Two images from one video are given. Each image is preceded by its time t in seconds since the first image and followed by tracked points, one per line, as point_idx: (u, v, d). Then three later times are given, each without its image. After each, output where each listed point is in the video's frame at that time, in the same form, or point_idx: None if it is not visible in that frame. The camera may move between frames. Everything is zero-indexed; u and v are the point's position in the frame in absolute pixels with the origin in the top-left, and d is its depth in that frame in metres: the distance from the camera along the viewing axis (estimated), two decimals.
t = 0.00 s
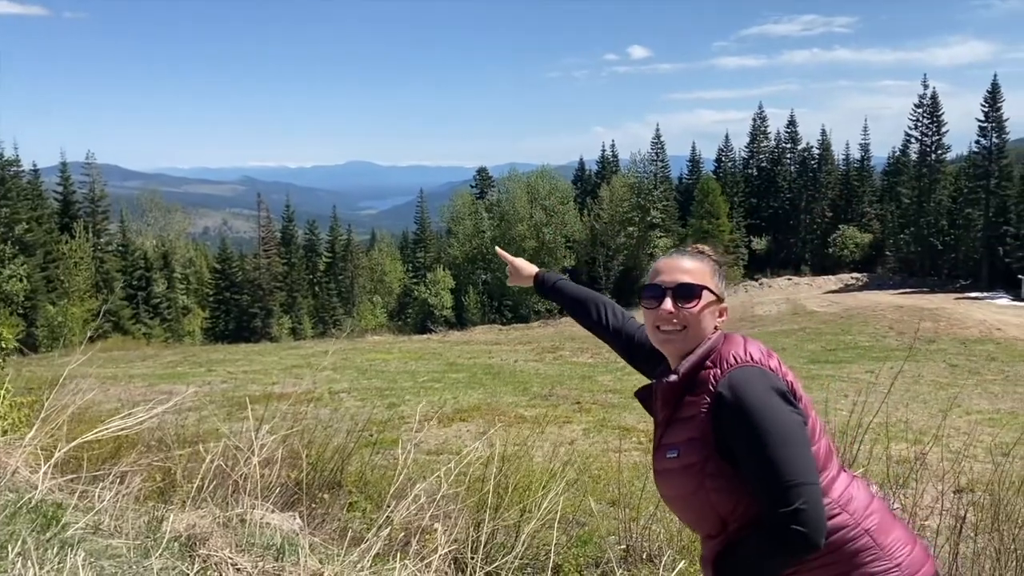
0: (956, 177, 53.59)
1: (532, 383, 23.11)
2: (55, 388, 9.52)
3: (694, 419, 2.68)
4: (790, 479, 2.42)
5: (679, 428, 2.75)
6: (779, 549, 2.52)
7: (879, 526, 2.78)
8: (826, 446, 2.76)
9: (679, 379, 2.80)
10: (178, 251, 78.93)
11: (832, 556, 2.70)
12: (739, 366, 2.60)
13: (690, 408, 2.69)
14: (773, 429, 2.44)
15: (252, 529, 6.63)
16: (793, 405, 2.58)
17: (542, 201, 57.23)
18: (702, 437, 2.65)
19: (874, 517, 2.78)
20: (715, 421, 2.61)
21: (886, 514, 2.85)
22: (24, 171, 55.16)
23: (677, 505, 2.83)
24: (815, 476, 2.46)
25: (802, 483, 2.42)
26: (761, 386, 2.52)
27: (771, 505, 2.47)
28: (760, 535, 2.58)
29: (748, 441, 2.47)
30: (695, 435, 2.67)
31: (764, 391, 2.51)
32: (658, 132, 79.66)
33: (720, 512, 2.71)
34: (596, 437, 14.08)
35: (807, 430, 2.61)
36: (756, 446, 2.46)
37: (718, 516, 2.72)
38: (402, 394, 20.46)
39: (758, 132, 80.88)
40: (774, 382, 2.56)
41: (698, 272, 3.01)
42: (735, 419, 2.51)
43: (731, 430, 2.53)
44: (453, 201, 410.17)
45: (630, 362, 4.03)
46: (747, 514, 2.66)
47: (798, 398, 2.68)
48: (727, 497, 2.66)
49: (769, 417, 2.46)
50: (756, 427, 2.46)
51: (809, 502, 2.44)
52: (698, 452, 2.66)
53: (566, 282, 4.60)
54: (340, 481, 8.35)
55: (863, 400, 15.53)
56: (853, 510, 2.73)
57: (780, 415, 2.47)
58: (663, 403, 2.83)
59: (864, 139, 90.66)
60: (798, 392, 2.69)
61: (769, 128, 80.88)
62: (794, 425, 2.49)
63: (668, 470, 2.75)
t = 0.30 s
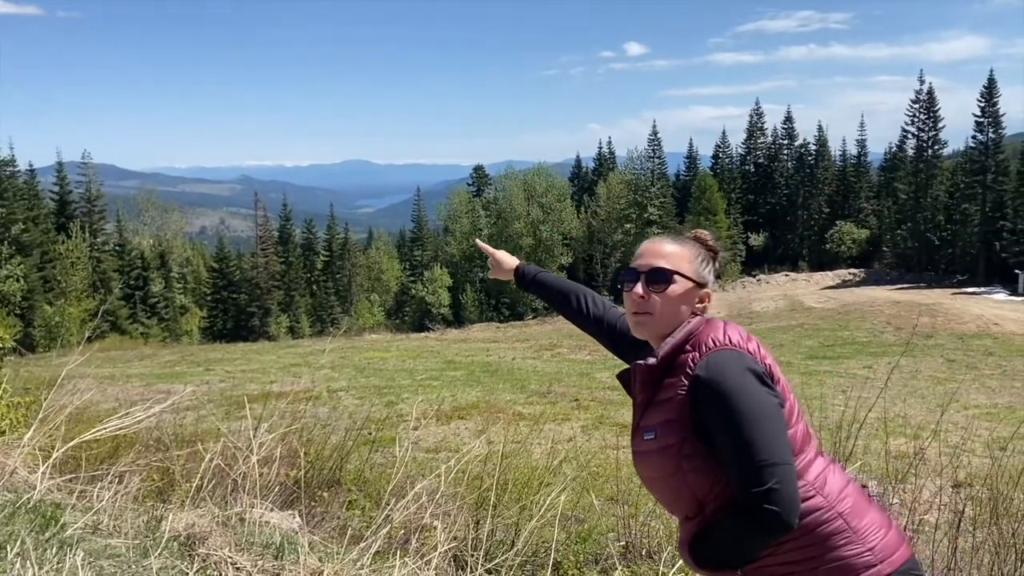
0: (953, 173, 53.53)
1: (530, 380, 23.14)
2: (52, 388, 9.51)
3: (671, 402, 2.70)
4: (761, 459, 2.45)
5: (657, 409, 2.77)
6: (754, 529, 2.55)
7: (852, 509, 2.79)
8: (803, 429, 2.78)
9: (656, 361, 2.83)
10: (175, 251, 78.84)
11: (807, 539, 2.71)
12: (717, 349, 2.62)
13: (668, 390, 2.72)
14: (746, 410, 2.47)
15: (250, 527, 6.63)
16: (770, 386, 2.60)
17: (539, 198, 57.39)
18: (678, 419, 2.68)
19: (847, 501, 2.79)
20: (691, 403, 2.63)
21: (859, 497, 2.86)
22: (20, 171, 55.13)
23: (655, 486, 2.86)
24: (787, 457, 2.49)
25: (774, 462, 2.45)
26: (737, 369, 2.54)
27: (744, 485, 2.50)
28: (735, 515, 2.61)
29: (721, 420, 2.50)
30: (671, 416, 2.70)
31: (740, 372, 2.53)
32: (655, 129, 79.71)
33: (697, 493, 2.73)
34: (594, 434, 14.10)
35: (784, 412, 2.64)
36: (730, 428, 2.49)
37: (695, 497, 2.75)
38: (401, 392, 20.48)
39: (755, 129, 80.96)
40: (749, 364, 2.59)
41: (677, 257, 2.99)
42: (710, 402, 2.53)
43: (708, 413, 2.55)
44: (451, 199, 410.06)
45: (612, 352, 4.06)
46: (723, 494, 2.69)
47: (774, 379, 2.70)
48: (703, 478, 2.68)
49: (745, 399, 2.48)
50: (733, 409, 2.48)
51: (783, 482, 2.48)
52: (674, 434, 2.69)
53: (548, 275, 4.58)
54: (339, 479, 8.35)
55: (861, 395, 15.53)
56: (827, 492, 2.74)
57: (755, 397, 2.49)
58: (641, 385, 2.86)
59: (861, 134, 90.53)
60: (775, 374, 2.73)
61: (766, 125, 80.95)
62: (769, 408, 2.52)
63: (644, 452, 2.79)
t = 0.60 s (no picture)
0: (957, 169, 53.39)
1: (535, 379, 23.16)
2: (58, 388, 9.52)
3: (679, 401, 2.70)
4: (765, 465, 2.44)
5: (663, 408, 2.78)
6: (754, 532, 2.54)
7: (854, 517, 2.78)
8: (811, 435, 2.77)
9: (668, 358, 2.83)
10: (179, 251, 79.03)
11: (808, 545, 2.69)
12: (729, 350, 2.63)
13: (676, 389, 2.72)
14: (756, 414, 2.46)
15: (256, 527, 6.63)
16: (780, 391, 2.60)
17: (543, 197, 57.52)
18: (684, 419, 2.68)
19: (849, 508, 2.78)
20: (698, 403, 2.62)
21: (861, 505, 2.84)
22: (25, 172, 55.29)
23: (657, 481, 2.87)
24: (792, 466, 2.48)
25: (779, 468, 2.44)
26: (748, 372, 2.54)
27: (747, 490, 2.50)
28: (738, 518, 2.60)
29: (729, 424, 2.49)
30: (679, 416, 2.70)
31: (750, 374, 2.53)
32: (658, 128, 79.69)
33: (701, 494, 2.73)
34: (599, 432, 14.12)
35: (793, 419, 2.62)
36: (737, 431, 2.47)
37: (698, 498, 2.75)
38: (405, 391, 20.52)
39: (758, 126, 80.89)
40: (760, 368, 2.58)
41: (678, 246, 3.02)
42: (718, 404, 2.52)
43: (715, 414, 2.54)
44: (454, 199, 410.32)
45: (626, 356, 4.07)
46: (724, 495, 2.68)
47: (785, 383, 2.70)
48: (707, 479, 2.68)
49: (755, 403, 2.47)
50: (741, 413, 2.47)
51: (786, 490, 2.47)
52: (680, 432, 2.69)
53: (558, 284, 4.46)
54: (344, 479, 8.36)
55: (866, 392, 15.51)
56: (830, 499, 2.73)
57: (765, 402, 2.49)
58: (651, 382, 2.86)
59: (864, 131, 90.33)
60: (785, 379, 2.73)
61: (770, 122, 80.87)
62: (779, 413, 2.51)
63: (649, 449, 2.79)
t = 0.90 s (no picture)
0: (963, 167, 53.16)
1: (541, 379, 23.15)
2: (64, 389, 9.54)
3: (680, 391, 2.70)
4: (761, 456, 2.44)
5: (663, 398, 2.78)
6: (747, 523, 2.54)
7: (851, 514, 2.76)
8: (810, 430, 2.77)
9: (669, 348, 2.84)
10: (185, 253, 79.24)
11: (803, 541, 2.68)
12: (727, 344, 2.63)
13: (677, 379, 2.72)
14: (752, 405, 2.46)
15: (259, 527, 6.62)
16: (779, 385, 2.59)
17: (548, 197, 57.54)
18: (684, 409, 2.68)
19: (847, 505, 2.76)
20: (698, 392, 2.63)
21: (859, 502, 2.84)
22: (32, 174, 55.52)
23: (656, 472, 2.86)
24: (788, 458, 2.48)
25: (774, 460, 2.44)
26: (747, 365, 2.54)
27: (742, 480, 2.49)
28: (731, 509, 2.60)
29: (725, 414, 2.50)
30: (677, 406, 2.71)
31: (748, 367, 2.53)
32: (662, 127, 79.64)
33: (696, 484, 2.72)
34: (604, 432, 14.12)
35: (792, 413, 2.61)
36: (734, 422, 2.47)
37: (694, 488, 2.75)
38: (411, 391, 20.53)
39: (764, 125, 80.73)
40: (759, 360, 2.58)
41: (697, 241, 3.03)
42: (716, 395, 2.52)
43: (713, 406, 2.55)
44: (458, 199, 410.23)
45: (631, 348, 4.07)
46: (721, 487, 2.67)
47: (785, 379, 2.70)
48: (702, 471, 2.68)
49: (752, 394, 2.47)
50: (738, 404, 2.47)
51: (780, 480, 2.46)
52: (678, 422, 2.70)
53: (570, 270, 4.46)
54: (348, 479, 8.37)
55: (873, 391, 15.45)
56: (827, 495, 2.72)
57: (763, 394, 2.48)
58: (652, 371, 2.86)
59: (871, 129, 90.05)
60: (786, 374, 2.73)
61: (775, 120, 80.74)
62: (776, 406, 2.51)
63: (647, 438, 2.79)
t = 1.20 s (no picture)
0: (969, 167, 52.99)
1: (546, 380, 23.13)
2: (71, 392, 9.57)
3: (682, 390, 2.69)
4: (760, 456, 2.43)
5: (666, 397, 2.77)
6: (749, 521, 2.52)
7: (851, 512, 2.75)
8: (811, 430, 2.75)
9: (671, 346, 2.82)
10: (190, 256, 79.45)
11: (804, 539, 2.67)
12: (729, 344, 2.62)
13: (679, 378, 2.71)
14: (753, 405, 2.45)
15: (264, 530, 6.62)
16: (779, 385, 2.58)
17: (554, 198, 57.58)
18: (686, 409, 2.67)
19: (848, 504, 2.75)
20: (699, 393, 2.63)
21: (860, 501, 2.82)
22: (39, 178, 55.76)
23: (658, 471, 2.86)
24: (788, 458, 2.47)
25: (775, 460, 2.44)
26: (748, 366, 2.52)
27: (743, 480, 2.48)
28: (733, 508, 2.59)
29: (725, 413, 2.49)
30: (679, 406, 2.70)
31: (749, 367, 2.52)
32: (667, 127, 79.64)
33: (698, 484, 2.72)
34: (610, 433, 14.11)
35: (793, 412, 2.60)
36: (735, 422, 2.46)
37: (696, 487, 2.74)
38: (416, 393, 20.52)
39: (769, 126, 80.62)
40: (761, 361, 2.57)
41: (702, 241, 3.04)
42: (718, 395, 2.51)
43: (715, 405, 2.54)
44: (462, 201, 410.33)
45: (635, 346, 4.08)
46: (722, 486, 2.67)
47: (787, 378, 2.68)
48: (705, 470, 2.67)
49: (751, 396, 2.46)
50: (739, 404, 2.46)
51: (780, 480, 2.45)
52: (681, 421, 2.68)
53: (573, 267, 4.46)
54: (354, 481, 8.38)
55: (880, 392, 15.40)
56: (828, 494, 2.70)
57: (763, 393, 2.47)
58: (655, 371, 2.85)
59: (877, 129, 89.83)
60: (788, 375, 2.72)
61: (780, 121, 80.64)
62: (776, 405, 2.50)
63: (650, 436, 2.78)
